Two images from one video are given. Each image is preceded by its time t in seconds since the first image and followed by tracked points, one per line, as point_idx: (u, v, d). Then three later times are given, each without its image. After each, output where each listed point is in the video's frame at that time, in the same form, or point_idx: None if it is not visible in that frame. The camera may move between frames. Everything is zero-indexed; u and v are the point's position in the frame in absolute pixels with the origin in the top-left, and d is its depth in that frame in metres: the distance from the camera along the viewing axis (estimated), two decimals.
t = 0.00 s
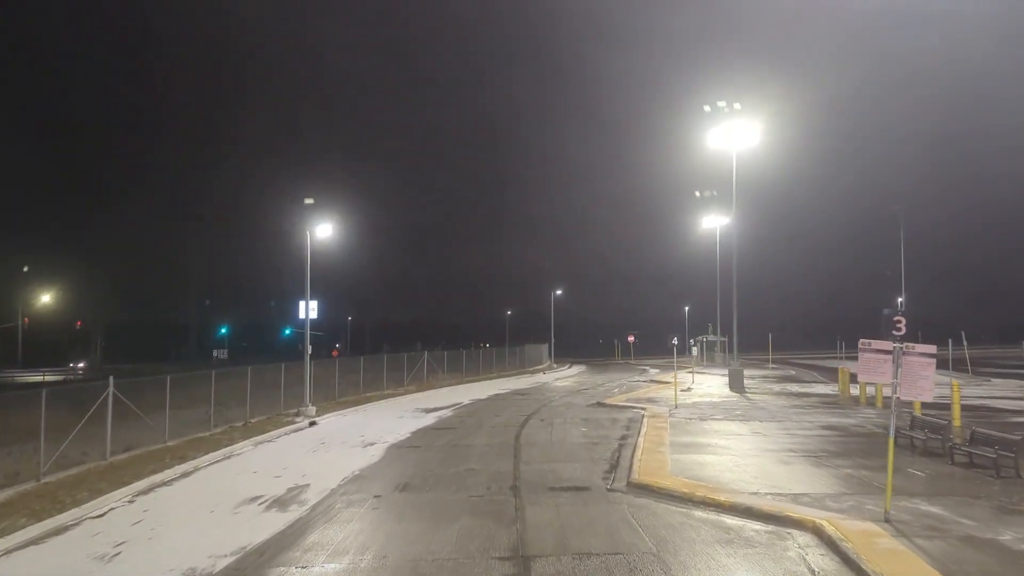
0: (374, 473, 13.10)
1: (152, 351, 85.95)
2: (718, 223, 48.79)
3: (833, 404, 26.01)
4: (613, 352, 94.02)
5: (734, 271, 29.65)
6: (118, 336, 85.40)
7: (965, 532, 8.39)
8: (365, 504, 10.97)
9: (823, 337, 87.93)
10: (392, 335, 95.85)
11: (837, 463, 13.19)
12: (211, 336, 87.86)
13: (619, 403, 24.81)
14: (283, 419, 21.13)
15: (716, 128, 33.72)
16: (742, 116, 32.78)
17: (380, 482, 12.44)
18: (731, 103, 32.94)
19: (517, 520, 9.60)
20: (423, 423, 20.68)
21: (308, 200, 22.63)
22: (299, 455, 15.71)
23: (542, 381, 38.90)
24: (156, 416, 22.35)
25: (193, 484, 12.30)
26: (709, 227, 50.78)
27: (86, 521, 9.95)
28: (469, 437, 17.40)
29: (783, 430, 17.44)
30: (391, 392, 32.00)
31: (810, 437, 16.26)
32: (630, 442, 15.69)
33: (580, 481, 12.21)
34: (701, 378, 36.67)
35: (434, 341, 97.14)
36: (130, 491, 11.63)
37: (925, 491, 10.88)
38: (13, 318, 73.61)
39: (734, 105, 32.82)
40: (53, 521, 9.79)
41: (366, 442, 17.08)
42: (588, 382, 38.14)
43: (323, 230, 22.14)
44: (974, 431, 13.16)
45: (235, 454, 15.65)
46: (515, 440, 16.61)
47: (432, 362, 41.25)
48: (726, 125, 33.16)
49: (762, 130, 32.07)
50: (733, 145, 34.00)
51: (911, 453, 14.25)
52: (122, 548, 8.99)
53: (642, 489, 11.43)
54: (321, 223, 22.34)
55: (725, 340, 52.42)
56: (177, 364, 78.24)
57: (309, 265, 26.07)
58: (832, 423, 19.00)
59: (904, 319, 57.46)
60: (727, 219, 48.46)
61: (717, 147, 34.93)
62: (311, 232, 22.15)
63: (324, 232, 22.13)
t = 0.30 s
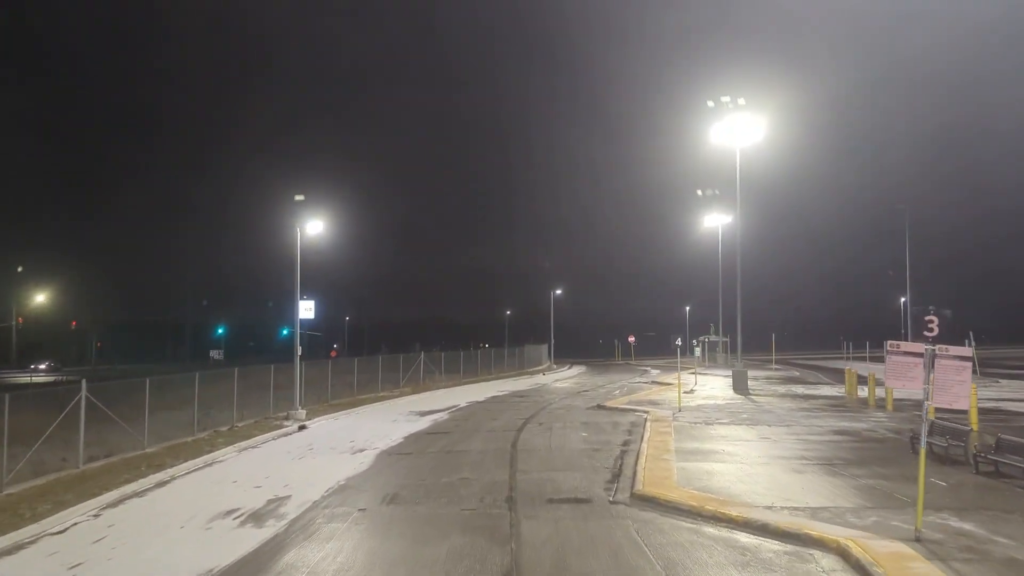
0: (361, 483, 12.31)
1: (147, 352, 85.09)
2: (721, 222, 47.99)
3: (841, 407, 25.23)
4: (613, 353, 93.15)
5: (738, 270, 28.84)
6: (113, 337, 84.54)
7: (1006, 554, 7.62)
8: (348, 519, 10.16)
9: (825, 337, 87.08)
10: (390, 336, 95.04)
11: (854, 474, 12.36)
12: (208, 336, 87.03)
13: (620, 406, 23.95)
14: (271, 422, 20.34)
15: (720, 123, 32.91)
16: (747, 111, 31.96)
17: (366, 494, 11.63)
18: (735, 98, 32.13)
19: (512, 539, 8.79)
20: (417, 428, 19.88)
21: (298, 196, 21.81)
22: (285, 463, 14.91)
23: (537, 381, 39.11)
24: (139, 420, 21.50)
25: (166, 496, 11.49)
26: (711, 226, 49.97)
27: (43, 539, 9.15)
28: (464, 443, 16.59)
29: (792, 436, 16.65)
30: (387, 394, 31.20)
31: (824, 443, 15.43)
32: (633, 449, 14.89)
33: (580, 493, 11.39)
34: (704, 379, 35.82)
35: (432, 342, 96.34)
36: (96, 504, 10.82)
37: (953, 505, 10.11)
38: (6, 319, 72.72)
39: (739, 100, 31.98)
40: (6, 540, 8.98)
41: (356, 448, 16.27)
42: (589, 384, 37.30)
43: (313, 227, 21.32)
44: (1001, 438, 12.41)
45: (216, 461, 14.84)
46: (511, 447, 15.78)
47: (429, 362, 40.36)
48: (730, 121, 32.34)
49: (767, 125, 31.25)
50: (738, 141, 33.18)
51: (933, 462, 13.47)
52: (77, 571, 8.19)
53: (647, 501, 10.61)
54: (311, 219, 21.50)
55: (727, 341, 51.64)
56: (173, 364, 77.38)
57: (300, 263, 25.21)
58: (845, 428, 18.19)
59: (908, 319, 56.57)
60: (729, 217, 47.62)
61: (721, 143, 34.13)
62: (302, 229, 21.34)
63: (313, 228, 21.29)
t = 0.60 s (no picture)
0: (346, 493, 11.55)
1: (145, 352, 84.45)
2: (723, 220, 47.33)
3: (848, 409, 24.51)
4: (613, 353, 92.32)
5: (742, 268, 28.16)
6: (110, 337, 83.95)
7: None
8: (328, 534, 9.36)
9: (828, 337, 86.22)
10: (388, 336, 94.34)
11: (873, 485, 11.56)
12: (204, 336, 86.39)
13: (621, 408, 23.12)
14: (259, 426, 19.60)
15: (722, 118, 32.21)
16: (751, 106, 31.23)
17: (351, 506, 10.85)
18: (738, 93, 31.43)
19: (504, 559, 8.03)
20: (410, 432, 19.13)
21: (287, 191, 21.13)
22: (269, 470, 14.15)
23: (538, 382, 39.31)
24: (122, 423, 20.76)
25: (136, 509, 10.74)
26: (712, 225, 49.28)
27: None
28: (458, 448, 15.84)
29: (802, 440, 15.92)
30: (382, 396, 30.50)
31: (836, 449, 14.63)
32: (635, 456, 14.14)
33: (579, 505, 10.62)
34: (707, 380, 34.96)
35: (431, 342, 95.66)
36: (59, 518, 10.07)
37: (983, 518, 9.37)
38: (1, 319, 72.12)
39: (742, 94, 31.29)
40: None
41: (344, 454, 15.50)
42: (588, 385, 36.62)
43: (302, 222, 20.66)
44: None
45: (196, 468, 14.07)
46: (507, 453, 15.02)
47: (426, 363, 39.44)
48: (733, 115, 31.63)
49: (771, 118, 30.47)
50: (741, 136, 32.44)
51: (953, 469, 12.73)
52: None
53: (651, 515, 9.83)
54: (300, 215, 20.85)
55: (728, 341, 50.96)
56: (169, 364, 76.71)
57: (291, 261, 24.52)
58: (855, 432, 17.46)
59: (914, 319, 55.66)
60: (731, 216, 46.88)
61: (724, 139, 33.41)
62: (291, 225, 20.67)
63: (303, 224, 20.63)
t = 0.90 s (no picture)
0: (329, 506, 10.77)
1: (139, 353, 83.42)
2: (725, 219, 46.54)
3: (856, 412, 23.76)
4: (613, 354, 91.50)
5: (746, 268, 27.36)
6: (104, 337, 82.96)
7: None
8: (304, 553, 8.57)
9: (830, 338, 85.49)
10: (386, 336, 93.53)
11: (895, 497, 10.79)
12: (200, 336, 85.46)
13: (622, 412, 22.32)
14: (245, 430, 18.82)
15: (726, 115, 31.47)
16: (756, 102, 30.49)
17: (333, 520, 10.08)
18: (741, 88, 30.67)
19: None
20: (402, 436, 18.35)
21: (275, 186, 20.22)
22: (250, 478, 13.37)
23: (543, 383, 39.78)
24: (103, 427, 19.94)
25: (101, 523, 9.96)
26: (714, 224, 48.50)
27: None
28: (451, 455, 15.05)
29: (812, 447, 15.16)
30: (375, 398, 29.70)
31: (850, 456, 13.86)
32: (638, 464, 13.36)
33: (578, 519, 9.84)
34: (709, 381, 34.19)
35: (429, 342, 94.83)
36: (15, 534, 9.29)
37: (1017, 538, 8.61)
38: None
39: (744, 90, 30.54)
40: None
41: (331, 461, 14.71)
42: (587, 386, 35.84)
43: (291, 219, 19.74)
44: None
45: (173, 476, 13.30)
46: (502, 461, 14.24)
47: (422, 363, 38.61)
48: (736, 111, 30.87)
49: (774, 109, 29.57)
50: (746, 133, 31.68)
51: (976, 479, 11.98)
52: None
53: (657, 531, 9.06)
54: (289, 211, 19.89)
55: (729, 341, 50.20)
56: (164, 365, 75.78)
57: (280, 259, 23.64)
58: (867, 437, 16.70)
59: (918, 320, 54.93)
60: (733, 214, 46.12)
61: (728, 135, 32.66)
62: (279, 222, 19.74)
63: (292, 220, 19.70)
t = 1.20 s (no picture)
0: (308, 519, 10.03)
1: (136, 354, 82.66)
2: (725, 218, 45.85)
3: (863, 415, 23.06)
4: (614, 354, 90.79)
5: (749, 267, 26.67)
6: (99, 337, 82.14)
7: None
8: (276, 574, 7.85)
9: (832, 337, 84.79)
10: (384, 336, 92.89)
11: (915, 509, 10.05)
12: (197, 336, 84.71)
13: (623, 415, 21.56)
14: (231, 434, 18.10)
15: (729, 110, 30.83)
16: (758, 96, 29.79)
17: (311, 535, 9.35)
18: (744, 83, 29.91)
19: None
20: (394, 441, 17.63)
21: (262, 181, 19.42)
22: (229, 486, 12.65)
23: (543, 383, 39.94)
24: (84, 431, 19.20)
25: (59, 541, 9.22)
26: (715, 222, 47.81)
27: None
28: (443, 461, 14.34)
29: (821, 452, 14.45)
30: (369, 399, 28.98)
31: (863, 463, 13.13)
32: (638, 472, 12.65)
33: (575, 534, 9.10)
34: (711, 382, 33.51)
35: (427, 343, 94.15)
36: None
37: None
38: None
39: (748, 84, 29.76)
40: None
41: (317, 467, 14.00)
42: (587, 388, 35.11)
43: (278, 214, 18.93)
44: None
45: (148, 484, 12.56)
46: (496, 468, 13.51)
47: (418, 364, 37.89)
48: (737, 107, 30.24)
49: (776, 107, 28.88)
50: (748, 128, 30.98)
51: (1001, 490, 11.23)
52: None
53: (660, 549, 8.34)
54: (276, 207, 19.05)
55: (730, 341, 49.54)
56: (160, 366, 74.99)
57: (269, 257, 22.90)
58: (879, 443, 15.97)
59: (923, 319, 54.20)
60: (735, 212, 45.41)
61: (731, 131, 31.96)
62: (266, 218, 18.96)
63: (279, 215, 18.89)
